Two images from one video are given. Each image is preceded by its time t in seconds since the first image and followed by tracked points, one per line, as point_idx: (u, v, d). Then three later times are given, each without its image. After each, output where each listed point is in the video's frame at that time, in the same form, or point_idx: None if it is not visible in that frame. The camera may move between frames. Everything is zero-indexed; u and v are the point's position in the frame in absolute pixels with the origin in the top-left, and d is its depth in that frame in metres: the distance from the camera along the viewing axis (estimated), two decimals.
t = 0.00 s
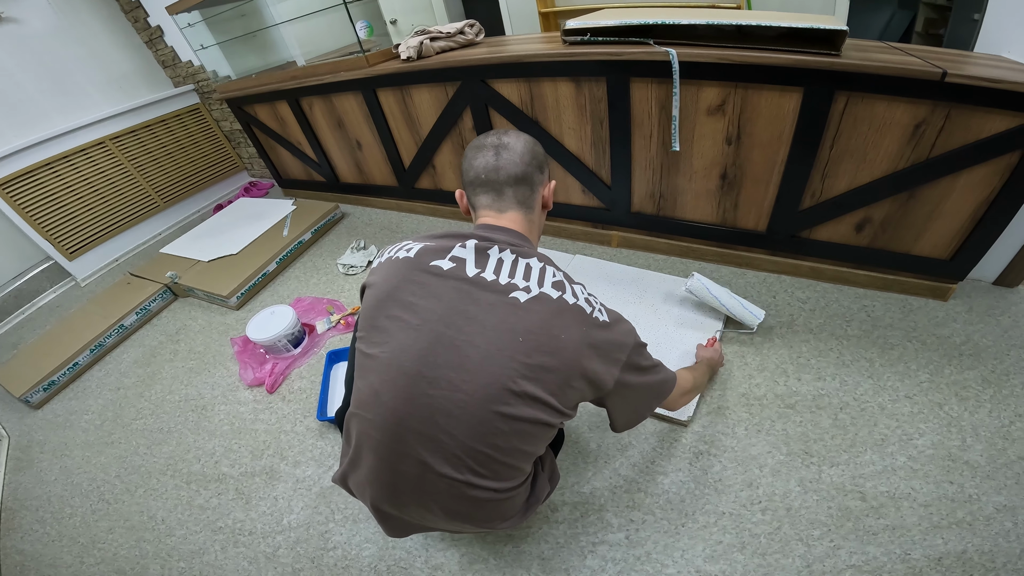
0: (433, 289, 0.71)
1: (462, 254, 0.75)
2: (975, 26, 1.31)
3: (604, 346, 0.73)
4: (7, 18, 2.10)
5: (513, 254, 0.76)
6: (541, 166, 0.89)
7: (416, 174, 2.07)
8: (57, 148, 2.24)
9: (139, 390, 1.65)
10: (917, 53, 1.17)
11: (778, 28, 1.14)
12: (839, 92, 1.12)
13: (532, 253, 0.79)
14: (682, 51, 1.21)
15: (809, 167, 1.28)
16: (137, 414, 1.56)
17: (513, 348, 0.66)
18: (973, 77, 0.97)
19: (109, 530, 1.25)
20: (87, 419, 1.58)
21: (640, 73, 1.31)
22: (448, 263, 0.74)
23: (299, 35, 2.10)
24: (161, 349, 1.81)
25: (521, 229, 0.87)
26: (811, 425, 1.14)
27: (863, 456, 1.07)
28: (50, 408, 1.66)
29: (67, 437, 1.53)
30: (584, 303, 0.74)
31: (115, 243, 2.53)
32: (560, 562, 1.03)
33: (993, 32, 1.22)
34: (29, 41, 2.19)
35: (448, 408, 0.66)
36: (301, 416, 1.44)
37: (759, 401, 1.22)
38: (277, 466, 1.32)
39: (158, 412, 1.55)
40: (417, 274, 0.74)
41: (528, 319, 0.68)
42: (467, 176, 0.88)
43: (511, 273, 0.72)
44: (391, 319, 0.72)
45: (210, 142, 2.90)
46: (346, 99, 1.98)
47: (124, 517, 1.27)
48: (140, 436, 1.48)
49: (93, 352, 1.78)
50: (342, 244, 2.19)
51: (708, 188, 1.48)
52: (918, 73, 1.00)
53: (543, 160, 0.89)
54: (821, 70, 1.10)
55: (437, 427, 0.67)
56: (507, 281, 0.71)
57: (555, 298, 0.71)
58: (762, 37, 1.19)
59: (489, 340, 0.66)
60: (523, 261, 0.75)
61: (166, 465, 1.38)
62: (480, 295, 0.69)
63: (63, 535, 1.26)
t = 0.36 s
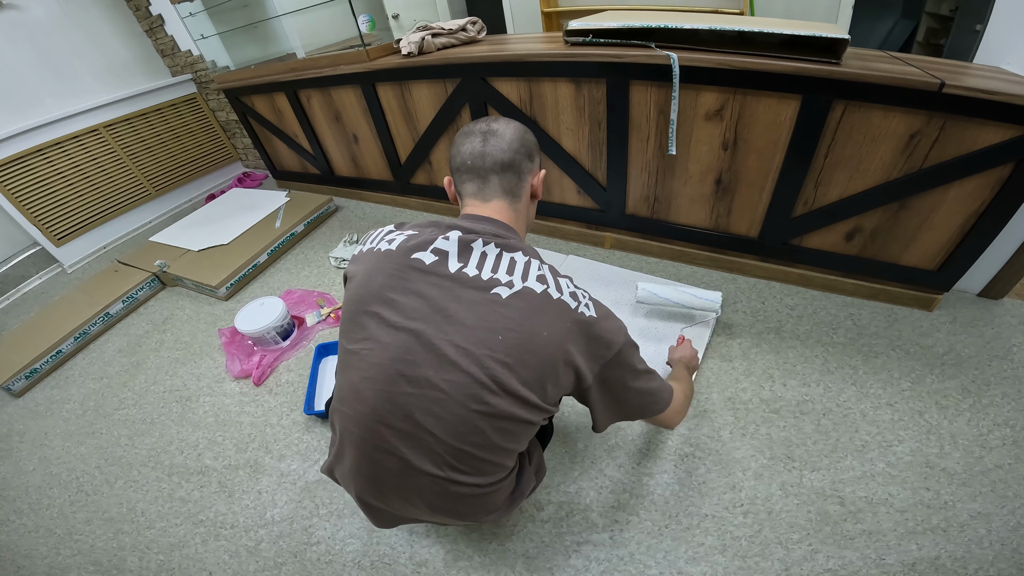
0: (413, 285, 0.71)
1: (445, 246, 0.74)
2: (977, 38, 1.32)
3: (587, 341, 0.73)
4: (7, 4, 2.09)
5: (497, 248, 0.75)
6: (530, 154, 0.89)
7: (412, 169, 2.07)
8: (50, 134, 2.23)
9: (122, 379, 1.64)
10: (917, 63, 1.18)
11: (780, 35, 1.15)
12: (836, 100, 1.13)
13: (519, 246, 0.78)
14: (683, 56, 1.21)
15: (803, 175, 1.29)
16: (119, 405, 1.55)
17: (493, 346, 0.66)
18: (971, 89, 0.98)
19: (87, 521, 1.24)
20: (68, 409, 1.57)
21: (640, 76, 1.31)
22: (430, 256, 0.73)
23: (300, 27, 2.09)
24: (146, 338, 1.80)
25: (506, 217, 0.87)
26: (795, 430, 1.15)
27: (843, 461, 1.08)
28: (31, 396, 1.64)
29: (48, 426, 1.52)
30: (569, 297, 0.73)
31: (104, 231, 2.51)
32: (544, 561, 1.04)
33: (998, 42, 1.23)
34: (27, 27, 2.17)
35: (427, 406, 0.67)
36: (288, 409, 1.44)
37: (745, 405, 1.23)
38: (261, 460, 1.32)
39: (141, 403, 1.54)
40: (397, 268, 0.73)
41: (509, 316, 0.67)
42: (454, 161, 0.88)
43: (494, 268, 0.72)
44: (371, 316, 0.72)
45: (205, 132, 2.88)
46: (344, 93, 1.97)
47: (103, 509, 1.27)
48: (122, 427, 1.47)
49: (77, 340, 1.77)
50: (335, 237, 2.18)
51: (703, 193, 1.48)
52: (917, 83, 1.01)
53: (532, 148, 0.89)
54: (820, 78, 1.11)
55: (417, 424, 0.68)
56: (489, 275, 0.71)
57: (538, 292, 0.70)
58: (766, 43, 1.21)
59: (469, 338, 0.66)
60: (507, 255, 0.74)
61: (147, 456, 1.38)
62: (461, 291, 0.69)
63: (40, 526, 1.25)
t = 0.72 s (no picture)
0: (400, 277, 0.70)
1: (435, 235, 0.72)
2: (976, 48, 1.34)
3: (584, 335, 0.72)
4: None
5: (489, 240, 0.73)
6: (529, 139, 0.89)
7: (406, 162, 2.06)
8: (38, 119, 2.19)
9: (101, 367, 1.62)
10: (914, 71, 1.19)
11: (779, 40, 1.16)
12: (832, 105, 1.13)
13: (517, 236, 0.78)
14: (682, 57, 1.22)
15: (795, 179, 1.29)
16: (96, 393, 1.53)
17: (481, 342, 0.66)
18: (965, 99, 0.99)
19: (59, 512, 1.23)
20: (44, 397, 1.54)
21: (638, 76, 1.31)
22: (420, 245, 0.72)
23: (299, 17, 2.06)
24: (127, 326, 1.78)
25: (502, 200, 0.87)
26: (777, 433, 1.16)
27: (823, 464, 1.10)
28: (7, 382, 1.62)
29: (23, 414, 1.49)
30: (562, 290, 0.72)
31: (89, 216, 2.47)
32: (527, 558, 1.04)
33: (995, 54, 1.24)
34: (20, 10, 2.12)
35: (411, 401, 0.67)
36: (271, 401, 1.44)
37: (729, 407, 1.24)
38: (242, 451, 1.32)
39: (119, 391, 1.53)
40: (385, 258, 0.72)
41: (498, 310, 0.67)
42: (452, 142, 0.88)
43: (485, 260, 0.70)
44: (358, 307, 0.73)
45: (197, 120, 2.85)
46: (340, 84, 1.95)
47: (76, 499, 1.25)
48: (100, 415, 1.46)
49: (57, 326, 1.75)
50: (325, 228, 2.17)
51: (695, 195, 1.49)
52: (913, 91, 1.02)
53: (532, 134, 0.90)
54: (816, 83, 1.11)
55: (400, 419, 0.68)
56: (480, 267, 0.70)
57: (530, 285, 0.69)
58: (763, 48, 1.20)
59: (455, 333, 0.66)
60: (499, 247, 0.73)
61: (124, 446, 1.36)
62: (449, 284, 0.68)
63: (11, 516, 1.23)
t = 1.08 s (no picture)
0: (421, 266, 0.69)
1: (445, 219, 0.71)
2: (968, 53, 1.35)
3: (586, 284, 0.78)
4: None
5: (494, 215, 0.75)
6: (505, 119, 0.90)
7: (399, 159, 2.05)
8: (27, 112, 2.16)
9: (87, 362, 1.60)
10: (906, 74, 1.20)
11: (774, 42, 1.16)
12: (824, 108, 1.14)
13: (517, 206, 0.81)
14: (678, 58, 1.21)
15: (786, 181, 1.30)
16: (82, 388, 1.51)
17: (518, 313, 0.67)
18: (957, 102, 1.00)
19: (44, 508, 1.21)
20: (29, 392, 1.52)
21: (633, 76, 1.31)
22: (432, 231, 0.71)
23: (293, 12, 2.04)
24: (114, 320, 1.76)
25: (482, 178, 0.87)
26: (765, 432, 1.17)
27: (809, 464, 1.11)
28: None
29: (7, 409, 1.47)
30: (565, 246, 0.77)
31: (76, 209, 2.44)
32: (516, 555, 1.04)
33: (988, 59, 1.25)
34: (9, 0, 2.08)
35: (464, 388, 0.66)
36: (260, 397, 1.43)
37: (718, 407, 1.24)
38: (230, 448, 1.30)
39: (105, 386, 1.51)
40: (399, 249, 0.69)
41: (526, 278, 0.69)
42: (430, 122, 0.87)
43: (497, 234, 0.72)
44: (377, 308, 0.68)
45: (188, 114, 2.82)
46: (334, 79, 1.94)
47: (60, 496, 1.24)
48: (85, 411, 1.44)
49: (42, 320, 1.72)
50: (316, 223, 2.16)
51: (687, 195, 1.49)
52: (905, 95, 1.02)
53: (507, 113, 0.91)
54: (810, 86, 1.12)
55: (454, 409, 0.67)
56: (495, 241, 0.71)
57: (545, 248, 0.72)
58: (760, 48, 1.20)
59: (493, 309, 0.66)
60: (504, 220, 0.75)
61: (109, 443, 1.35)
62: (473, 265, 0.69)
63: None
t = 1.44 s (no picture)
0: (383, 250, 0.70)
1: (401, 208, 0.73)
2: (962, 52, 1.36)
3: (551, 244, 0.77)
4: None
5: (446, 199, 0.76)
6: (453, 123, 0.91)
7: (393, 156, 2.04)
8: (17, 109, 2.14)
9: (79, 361, 1.59)
10: (900, 73, 1.20)
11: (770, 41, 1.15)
12: (818, 107, 1.14)
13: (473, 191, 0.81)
14: (673, 56, 1.21)
15: (780, 180, 1.30)
16: (74, 387, 1.50)
17: (480, 277, 0.68)
18: (951, 102, 1.00)
19: (37, 508, 1.20)
20: (21, 391, 1.51)
21: (628, 74, 1.31)
22: (389, 220, 0.72)
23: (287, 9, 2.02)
24: (106, 318, 1.75)
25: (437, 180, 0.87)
26: (757, 431, 1.18)
27: (801, 462, 1.11)
28: None
29: None
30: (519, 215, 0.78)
31: (67, 207, 2.42)
32: (510, 553, 1.04)
33: (980, 59, 1.26)
34: None
35: (445, 353, 0.66)
36: (253, 396, 1.42)
37: (712, 405, 1.25)
38: (224, 447, 1.30)
39: (98, 385, 1.50)
40: (360, 239, 0.72)
41: (481, 246, 0.70)
42: (382, 135, 0.89)
43: (449, 214, 0.73)
44: (351, 294, 0.70)
45: (181, 111, 2.80)
46: (328, 77, 1.93)
47: (53, 495, 1.23)
48: (77, 410, 1.43)
49: (34, 319, 1.71)
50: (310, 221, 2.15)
51: (682, 194, 1.49)
52: (899, 94, 1.02)
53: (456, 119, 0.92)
54: (804, 85, 1.12)
55: (440, 375, 0.67)
56: (449, 219, 0.72)
57: (495, 218, 0.73)
58: (756, 48, 1.19)
59: (455, 277, 0.67)
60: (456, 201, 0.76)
61: (102, 442, 1.34)
62: (432, 243, 0.70)
63: None
